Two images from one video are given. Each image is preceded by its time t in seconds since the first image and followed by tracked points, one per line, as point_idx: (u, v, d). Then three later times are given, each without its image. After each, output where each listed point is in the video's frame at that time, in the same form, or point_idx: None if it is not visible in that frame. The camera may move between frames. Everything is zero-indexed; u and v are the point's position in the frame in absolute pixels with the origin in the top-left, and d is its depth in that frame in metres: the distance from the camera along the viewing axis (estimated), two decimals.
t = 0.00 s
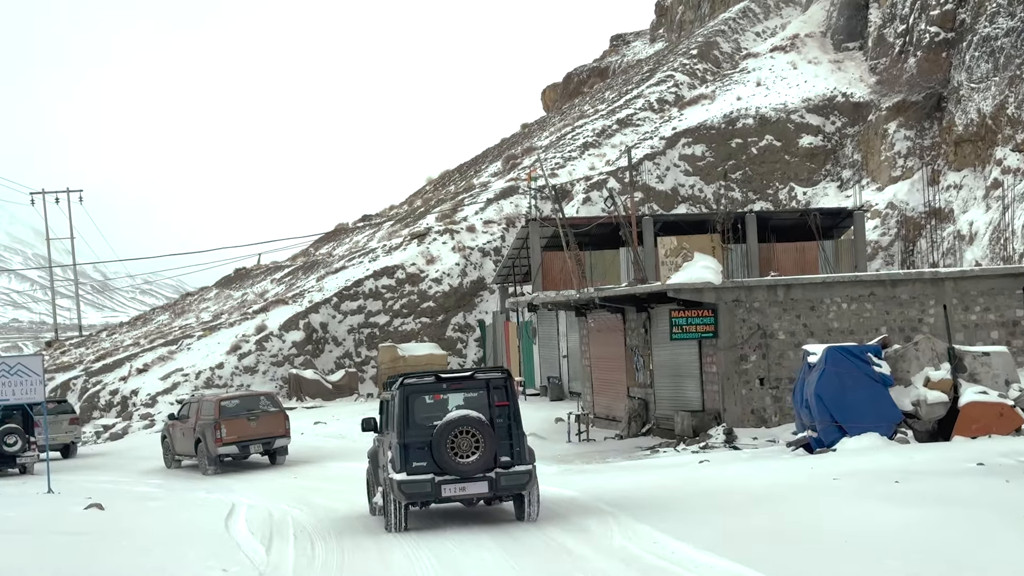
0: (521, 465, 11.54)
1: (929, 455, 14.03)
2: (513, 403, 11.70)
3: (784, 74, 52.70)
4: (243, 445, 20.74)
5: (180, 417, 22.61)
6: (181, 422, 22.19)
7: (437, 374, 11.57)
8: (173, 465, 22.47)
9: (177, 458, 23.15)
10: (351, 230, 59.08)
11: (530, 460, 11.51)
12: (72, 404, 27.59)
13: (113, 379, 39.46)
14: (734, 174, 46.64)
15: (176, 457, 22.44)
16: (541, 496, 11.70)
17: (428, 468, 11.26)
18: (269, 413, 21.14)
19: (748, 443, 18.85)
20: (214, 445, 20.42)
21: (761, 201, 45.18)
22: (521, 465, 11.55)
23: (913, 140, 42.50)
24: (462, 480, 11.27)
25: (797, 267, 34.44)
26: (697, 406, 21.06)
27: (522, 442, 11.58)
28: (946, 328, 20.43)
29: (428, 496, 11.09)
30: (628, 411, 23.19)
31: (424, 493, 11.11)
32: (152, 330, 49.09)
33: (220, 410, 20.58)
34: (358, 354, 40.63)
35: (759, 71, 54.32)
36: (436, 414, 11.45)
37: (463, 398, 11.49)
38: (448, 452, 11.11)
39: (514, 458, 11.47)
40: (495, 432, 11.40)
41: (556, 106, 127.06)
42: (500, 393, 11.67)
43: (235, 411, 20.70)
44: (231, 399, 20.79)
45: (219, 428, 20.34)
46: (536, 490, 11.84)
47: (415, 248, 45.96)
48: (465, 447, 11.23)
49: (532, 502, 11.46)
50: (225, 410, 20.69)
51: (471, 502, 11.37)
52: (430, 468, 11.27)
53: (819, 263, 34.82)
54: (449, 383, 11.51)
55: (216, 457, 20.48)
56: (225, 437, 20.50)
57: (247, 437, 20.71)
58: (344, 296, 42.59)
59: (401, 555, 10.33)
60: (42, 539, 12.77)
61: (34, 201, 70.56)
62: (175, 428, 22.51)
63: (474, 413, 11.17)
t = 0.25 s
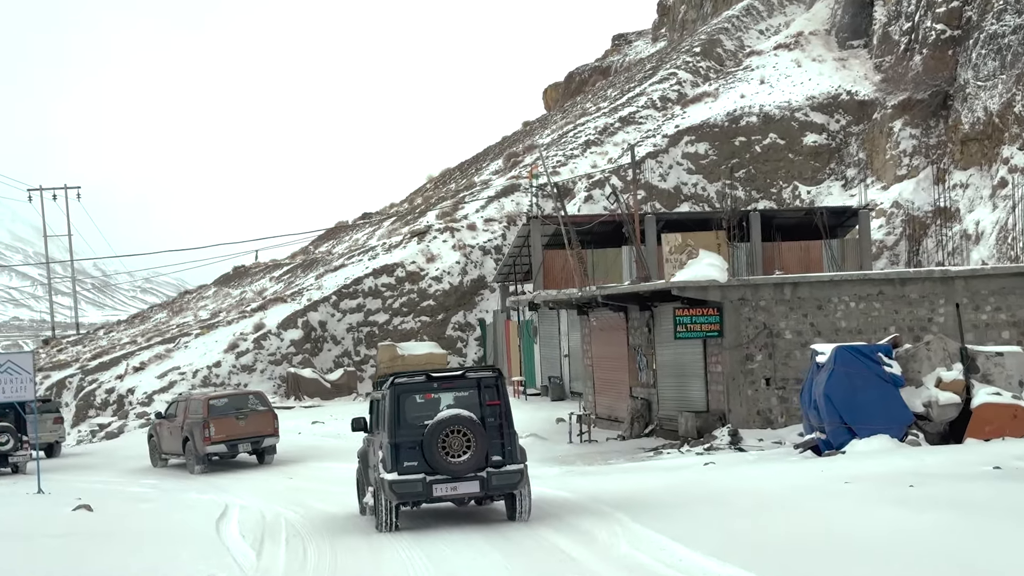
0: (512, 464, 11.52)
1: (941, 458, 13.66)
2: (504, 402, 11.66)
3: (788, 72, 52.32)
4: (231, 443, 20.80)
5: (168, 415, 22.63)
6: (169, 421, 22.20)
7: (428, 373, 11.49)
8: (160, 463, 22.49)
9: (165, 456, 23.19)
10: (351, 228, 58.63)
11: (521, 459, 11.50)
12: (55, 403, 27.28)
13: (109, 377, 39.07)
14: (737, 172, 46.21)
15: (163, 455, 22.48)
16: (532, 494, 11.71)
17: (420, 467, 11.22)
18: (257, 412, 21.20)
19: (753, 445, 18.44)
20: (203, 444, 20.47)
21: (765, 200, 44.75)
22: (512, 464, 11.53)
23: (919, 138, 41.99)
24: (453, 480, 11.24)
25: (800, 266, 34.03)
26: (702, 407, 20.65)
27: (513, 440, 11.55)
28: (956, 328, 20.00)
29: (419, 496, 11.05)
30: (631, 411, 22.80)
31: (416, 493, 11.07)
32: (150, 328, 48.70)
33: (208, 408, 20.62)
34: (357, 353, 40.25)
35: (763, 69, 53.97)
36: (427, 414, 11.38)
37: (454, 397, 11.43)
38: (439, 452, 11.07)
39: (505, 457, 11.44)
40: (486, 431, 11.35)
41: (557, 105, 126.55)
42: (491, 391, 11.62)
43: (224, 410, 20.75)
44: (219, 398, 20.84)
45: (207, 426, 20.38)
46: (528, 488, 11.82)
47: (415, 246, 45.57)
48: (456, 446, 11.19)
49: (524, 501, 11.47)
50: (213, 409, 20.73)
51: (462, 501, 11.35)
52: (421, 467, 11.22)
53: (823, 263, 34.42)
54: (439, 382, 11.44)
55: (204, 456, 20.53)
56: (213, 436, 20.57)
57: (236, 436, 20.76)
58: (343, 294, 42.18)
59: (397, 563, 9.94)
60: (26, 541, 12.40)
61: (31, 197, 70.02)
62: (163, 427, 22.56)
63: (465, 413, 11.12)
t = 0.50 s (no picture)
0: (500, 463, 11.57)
1: (955, 461, 13.20)
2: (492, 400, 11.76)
3: (791, 69, 51.92)
4: (216, 441, 20.56)
5: (151, 413, 22.46)
6: (153, 419, 22.02)
7: (416, 372, 11.60)
8: (143, 462, 22.34)
9: (148, 454, 22.94)
10: (349, 225, 58.11)
11: (510, 457, 11.55)
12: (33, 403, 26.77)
13: (103, 375, 38.62)
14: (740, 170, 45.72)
15: (146, 453, 22.32)
16: (520, 493, 11.76)
17: (408, 466, 11.28)
18: (242, 410, 21.01)
19: (758, 446, 18.00)
20: (187, 442, 20.27)
21: (768, 198, 44.27)
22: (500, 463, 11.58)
23: (924, 136, 41.43)
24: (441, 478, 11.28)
25: (804, 265, 33.52)
26: (705, 407, 20.20)
27: (501, 439, 11.62)
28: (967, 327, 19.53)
29: (406, 493, 11.09)
30: (632, 411, 22.23)
31: (403, 491, 11.11)
32: (145, 325, 48.22)
33: (193, 406, 20.41)
34: (355, 351, 39.80)
35: (766, 66, 53.58)
36: (415, 412, 11.47)
37: (442, 395, 11.54)
38: (427, 449, 11.14)
39: (493, 455, 11.50)
40: (474, 429, 11.44)
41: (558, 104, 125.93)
42: (479, 390, 11.73)
43: (208, 408, 20.55)
44: (204, 396, 20.63)
45: (192, 425, 20.18)
46: (516, 487, 11.87)
47: (414, 243, 45.10)
48: (444, 444, 11.26)
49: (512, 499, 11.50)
50: (198, 407, 20.52)
51: (450, 500, 11.38)
52: (409, 466, 11.28)
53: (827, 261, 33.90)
54: (428, 380, 11.56)
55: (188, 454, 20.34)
56: (197, 433, 20.33)
57: (220, 435, 20.51)
58: (340, 291, 41.69)
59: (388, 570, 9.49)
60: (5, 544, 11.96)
61: (27, 193, 69.37)
62: (146, 425, 22.28)
63: (453, 410, 11.20)
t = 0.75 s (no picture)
0: (489, 462, 11.42)
1: (969, 463, 12.76)
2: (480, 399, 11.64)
3: (793, 66, 51.57)
4: (201, 440, 20.74)
5: (135, 411, 22.61)
6: (137, 418, 22.17)
7: (403, 370, 11.46)
8: (127, 461, 22.49)
9: (132, 453, 23.05)
10: (347, 223, 57.68)
11: (498, 456, 11.41)
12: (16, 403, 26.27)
13: (97, 373, 38.18)
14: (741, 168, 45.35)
15: (129, 452, 22.49)
16: (508, 492, 11.61)
17: (396, 465, 11.11)
18: (227, 409, 21.18)
19: (762, 447, 17.57)
20: (172, 441, 20.44)
21: (769, 196, 43.84)
22: (489, 462, 11.43)
23: (927, 133, 41.02)
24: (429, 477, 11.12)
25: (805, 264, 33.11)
26: (708, 407, 19.76)
27: (490, 437, 11.48)
28: (975, 326, 19.11)
29: (394, 493, 10.92)
30: (632, 411, 21.79)
31: (391, 491, 10.94)
32: (141, 323, 47.78)
33: (178, 405, 20.58)
34: (352, 350, 39.37)
35: (767, 63, 53.25)
36: (403, 410, 11.32)
37: (431, 393, 11.41)
38: (415, 448, 10.98)
39: (482, 454, 11.35)
40: (463, 428, 11.29)
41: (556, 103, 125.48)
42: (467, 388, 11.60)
43: (194, 406, 20.71)
44: (189, 395, 20.80)
45: (177, 423, 20.35)
46: (504, 487, 11.75)
47: (412, 240, 44.70)
48: (432, 442, 11.11)
49: (500, 498, 11.35)
50: (183, 406, 20.69)
51: (438, 499, 11.21)
52: (397, 465, 11.11)
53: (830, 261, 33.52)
54: (416, 378, 11.43)
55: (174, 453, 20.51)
56: (183, 432, 20.51)
57: (206, 433, 20.69)
58: (337, 289, 41.25)
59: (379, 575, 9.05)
60: None
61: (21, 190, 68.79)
62: (131, 424, 22.40)
63: (441, 408, 11.07)
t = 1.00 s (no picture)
0: (473, 460, 11.45)
1: (985, 466, 12.26)
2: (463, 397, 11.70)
3: (793, 62, 51.16)
4: (183, 438, 20.75)
5: (116, 409, 22.59)
6: (118, 415, 22.14)
7: (387, 367, 11.50)
8: (107, 458, 22.44)
9: (111, 450, 22.98)
10: (343, 220, 57.13)
11: (482, 454, 11.44)
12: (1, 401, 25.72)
13: (89, 371, 37.65)
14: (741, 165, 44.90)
15: (109, 450, 22.46)
16: (493, 490, 11.63)
17: (379, 463, 11.09)
18: (210, 407, 21.16)
19: (766, 448, 17.08)
20: (154, 438, 20.44)
21: (770, 193, 43.34)
22: (473, 460, 11.45)
23: (930, 130, 40.52)
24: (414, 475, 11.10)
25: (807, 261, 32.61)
26: (710, 407, 19.28)
27: (474, 435, 11.52)
28: (984, 324, 18.64)
29: (379, 492, 10.88)
30: (632, 411, 21.33)
31: (375, 489, 10.91)
32: (134, 321, 47.24)
33: (160, 403, 20.59)
34: (348, 348, 38.87)
35: (768, 59, 52.86)
36: (386, 409, 11.34)
37: (414, 391, 11.44)
38: (399, 446, 10.98)
39: (466, 452, 11.38)
40: (447, 426, 11.32)
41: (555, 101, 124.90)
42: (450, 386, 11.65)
43: (176, 404, 20.71)
44: (171, 392, 20.81)
45: (158, 421, 20.35)
46: (489, 486, 11.78)
47: (408, 237, 44.21)
48: (416, 441, 11.11)
49: (485, 496, 11.35)
50: (165, 403, 20.69)
51: (422, 498, 11.19)
52: (381, 463, 11.10)
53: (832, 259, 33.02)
54: (399, 376, 11.45)
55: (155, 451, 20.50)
56: (164, 430, 20.51)
57: (188, 431, 20.71)
58: (333, 287, 40.74)
59: None
60: None
61: (14, 186, 68.08)
62: (110, 421, 22.36)
63: (426, 405, 11.09)
